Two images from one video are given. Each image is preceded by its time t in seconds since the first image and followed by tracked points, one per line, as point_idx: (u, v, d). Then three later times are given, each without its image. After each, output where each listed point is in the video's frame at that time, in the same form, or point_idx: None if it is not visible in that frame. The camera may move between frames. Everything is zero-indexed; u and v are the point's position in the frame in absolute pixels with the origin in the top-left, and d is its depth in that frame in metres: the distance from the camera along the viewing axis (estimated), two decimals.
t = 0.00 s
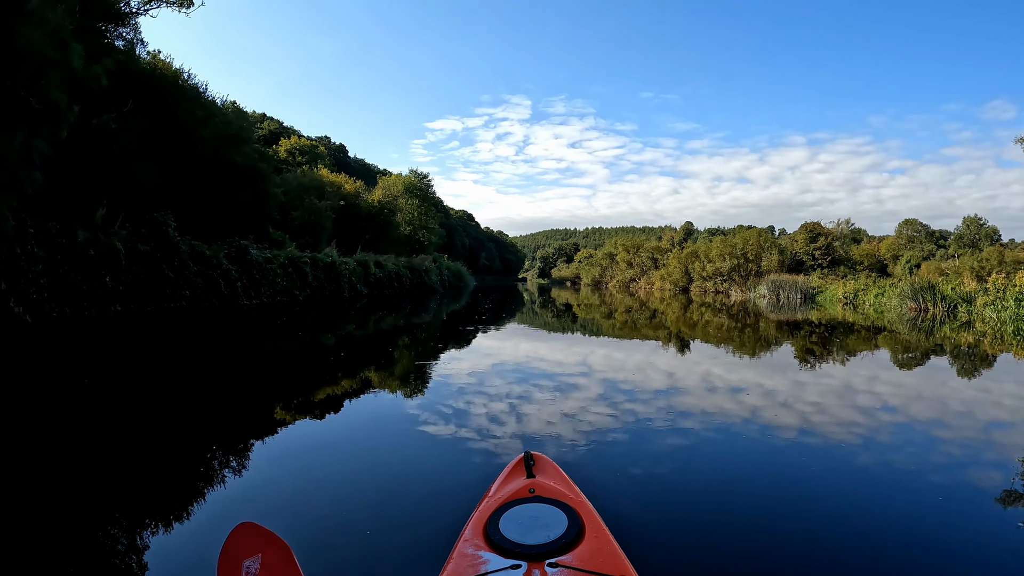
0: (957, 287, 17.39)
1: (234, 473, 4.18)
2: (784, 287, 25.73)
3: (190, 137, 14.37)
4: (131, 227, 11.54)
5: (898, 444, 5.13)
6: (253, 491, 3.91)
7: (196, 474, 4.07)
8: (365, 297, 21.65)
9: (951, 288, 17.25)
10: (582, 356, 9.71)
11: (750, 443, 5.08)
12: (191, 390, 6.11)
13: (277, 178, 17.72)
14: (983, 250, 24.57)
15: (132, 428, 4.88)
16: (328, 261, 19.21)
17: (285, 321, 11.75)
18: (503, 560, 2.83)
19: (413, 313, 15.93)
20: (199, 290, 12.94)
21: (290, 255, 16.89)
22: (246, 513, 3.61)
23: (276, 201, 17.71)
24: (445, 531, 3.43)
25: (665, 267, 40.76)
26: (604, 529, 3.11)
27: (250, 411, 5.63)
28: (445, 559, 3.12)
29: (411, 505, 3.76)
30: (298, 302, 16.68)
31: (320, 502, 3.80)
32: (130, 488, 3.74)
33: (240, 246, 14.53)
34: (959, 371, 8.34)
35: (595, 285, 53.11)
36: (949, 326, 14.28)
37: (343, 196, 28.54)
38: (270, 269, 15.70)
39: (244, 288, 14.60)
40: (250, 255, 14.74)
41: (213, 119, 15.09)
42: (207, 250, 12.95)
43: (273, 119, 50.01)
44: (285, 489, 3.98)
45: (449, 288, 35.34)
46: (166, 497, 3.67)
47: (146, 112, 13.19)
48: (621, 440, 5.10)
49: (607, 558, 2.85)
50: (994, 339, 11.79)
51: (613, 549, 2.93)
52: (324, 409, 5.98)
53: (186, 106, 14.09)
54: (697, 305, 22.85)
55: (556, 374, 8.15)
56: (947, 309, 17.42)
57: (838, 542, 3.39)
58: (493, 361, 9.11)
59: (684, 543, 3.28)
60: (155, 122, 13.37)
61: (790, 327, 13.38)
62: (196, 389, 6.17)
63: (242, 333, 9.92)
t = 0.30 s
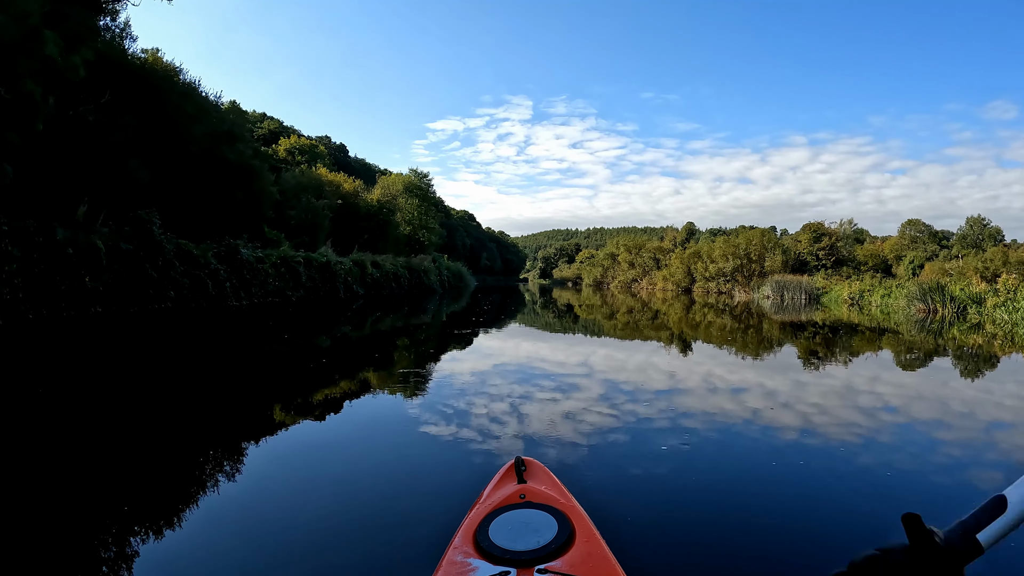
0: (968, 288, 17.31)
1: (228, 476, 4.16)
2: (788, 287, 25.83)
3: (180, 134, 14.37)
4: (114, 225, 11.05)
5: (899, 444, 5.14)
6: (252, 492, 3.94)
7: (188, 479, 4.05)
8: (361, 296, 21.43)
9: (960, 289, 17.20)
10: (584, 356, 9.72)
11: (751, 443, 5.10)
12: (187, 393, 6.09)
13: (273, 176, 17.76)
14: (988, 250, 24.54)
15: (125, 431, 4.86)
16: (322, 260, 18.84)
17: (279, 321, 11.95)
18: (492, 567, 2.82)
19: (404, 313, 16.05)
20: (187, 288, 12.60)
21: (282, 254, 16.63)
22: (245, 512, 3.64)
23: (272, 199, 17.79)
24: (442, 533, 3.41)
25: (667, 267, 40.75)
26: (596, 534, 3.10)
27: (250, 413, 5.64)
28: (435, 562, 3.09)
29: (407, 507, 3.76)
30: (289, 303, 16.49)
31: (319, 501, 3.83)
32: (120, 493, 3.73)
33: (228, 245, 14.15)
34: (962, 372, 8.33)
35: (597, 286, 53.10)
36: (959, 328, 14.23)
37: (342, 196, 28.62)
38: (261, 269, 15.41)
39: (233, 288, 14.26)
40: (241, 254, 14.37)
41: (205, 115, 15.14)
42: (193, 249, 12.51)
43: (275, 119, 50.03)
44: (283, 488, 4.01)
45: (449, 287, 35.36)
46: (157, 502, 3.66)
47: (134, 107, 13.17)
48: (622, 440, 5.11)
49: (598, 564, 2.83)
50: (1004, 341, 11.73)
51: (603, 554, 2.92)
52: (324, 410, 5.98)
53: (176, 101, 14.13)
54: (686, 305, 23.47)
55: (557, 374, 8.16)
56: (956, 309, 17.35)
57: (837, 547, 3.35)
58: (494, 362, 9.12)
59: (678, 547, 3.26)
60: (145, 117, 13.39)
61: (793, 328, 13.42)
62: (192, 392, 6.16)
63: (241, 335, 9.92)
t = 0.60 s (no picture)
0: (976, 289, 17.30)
1: (222, 478, 4.12)
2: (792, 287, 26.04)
3: (171, 130, 14.43)
4: (95, 221, 10.89)
5: (899, 446, 5.12)
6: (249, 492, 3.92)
7: (180, 482, 4.01)
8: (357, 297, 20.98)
9: (969, 290, 17.17)
10: (584, 356, 9.72)
11: (751, 444, 5.09)
12: (182, 395, 6.06)
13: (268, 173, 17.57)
14: (993, 251, 24.42)
15: (115, 433, 4.82)
16: (315, 260, 18.62)
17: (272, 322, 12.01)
18: (484, 559, 2.85)
19: (397, 313, 15.97)
20: (173, 287, 12.38)
21: (275, 252, 16.55)
22: (243, 512, 3.62)
23: (267, 198, 17.71)
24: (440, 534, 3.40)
25: (669, 267, 40.72)
26: (589, 534, 3.11)
27: (249, 415, 5.62)
28: (425, 559, 3.10)
29: (404, 508, 3.73)
30: (281, 302, 16.19)
31: (317, 501, 3.82)
32: (109, 497, 3.68)
33: (217, 244, 13.99)
34: (965, 374, 8.25)
35: (598, 285, 53.11)
36: (967, 330, 14.17)
37: (340, 195, 28.65)
38: (251, 267, 15.27)
39: (221, 288, 14.04)
40: (231, 254, 14.24)
41: (196, 109, 15.06)
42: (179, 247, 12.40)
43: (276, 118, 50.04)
44: (280, 488, 3.99)
45: (447, 287, 35.38)
46: (147, 505, 3.62)
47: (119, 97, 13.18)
48: (622, 440, 5.11)
49: (588, 564, 2.84)
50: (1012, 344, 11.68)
51: (594, 555, 2.92)
52: (322, 410, 5.96)
53: (164, 95, 14.14)
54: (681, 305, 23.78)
55: (557, 374, 8.16)
56: (965, 311, 17.32)
57: (827, 544, 3.38)
58: (495, 361, 9.12)
59: (670, 546, 3.27)
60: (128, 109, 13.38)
61: (797, 328, 13.42)
62: (187, 394, 6.12)
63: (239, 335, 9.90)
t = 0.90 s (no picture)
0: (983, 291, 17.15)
1: (214, 481, 4.04)
2: (796, 288, 25.97)
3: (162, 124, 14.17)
4: (75, 216, 10.48)
5: (898, 447, 5.13)
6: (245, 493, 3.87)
7: (171, 485, 3.93)
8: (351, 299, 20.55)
9: (976, 293, 17.02)
10: (584, 356, 9.72)
11: (751, 445, 5.10)
12: (174, 397, 5.99)
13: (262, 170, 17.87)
14: (995, 253, 24.32)
15: (51, 449, 4.33)
16: (308, 258, 18.42)
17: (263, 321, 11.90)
18: (496, 547, 2.88)
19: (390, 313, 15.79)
20: (157, 286, 11.95)
21: (265, 250, 16.22)
22: (238, 514, 3.56)
23: (261, 194, 17.70)
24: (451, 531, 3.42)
25: (670, 268, 40.69)
26: (599, 528, 3.10)
27: (247, 416, 5.58)
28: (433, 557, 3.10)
29: (401, 508, 3.71)
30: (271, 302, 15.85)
31: (312, 502, 3.78)
32: (95, 500, 3.59)
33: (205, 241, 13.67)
34: (966, 376, 8.23)
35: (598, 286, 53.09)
36: (977, 333, 14.04)
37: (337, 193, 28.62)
38: (240, 266, 14.98)
39: (208, 287, 13.71)
40: (220, 251, 14.05)
41: (187, 104, 14.84)
42: (164, 244, 11.98)
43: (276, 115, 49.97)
44: (275, 490, 3.94)
45: (446, 287, 35.37)
46: (134, 509, 3.54)
47: (113, 92, 12.74)
48: (622, 440, 5.12)
49: (598, 557, 2.85)
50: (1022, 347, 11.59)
51: (605, 549, 2.93)
52: (320, 410, 5.93)
53: (155, 88, 13.90)
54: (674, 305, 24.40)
55: (557, 374, 8.16)
56: (974, 314, 17.10)
57: (829, 541, 3.42)
58: (494, 361, 9.13)
59: (674, 542, 3.31)
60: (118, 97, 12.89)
61: (799, 331, 13.38)
62: (180, 396, 6.05)
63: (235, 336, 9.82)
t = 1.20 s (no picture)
0: (992, 294, 16.99)
1: (204, 485, 3.95)
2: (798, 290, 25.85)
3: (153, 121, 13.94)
4: (53, 212, 10.33)
5: (897, 450, 5.11)
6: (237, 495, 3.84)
7: (159, 489, 3.84)
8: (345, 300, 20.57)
9: (985, 296, 16.85)
10: (583, 357, 9.71)
11: (749, 446, 5.08)
12: (166, 401, 5.93)
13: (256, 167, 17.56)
14: (997, 255, 24.20)
15: (42, 450, 4.25)
16: (302, 257, 18.23)
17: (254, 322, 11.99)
18: (506, 556, 2.86)
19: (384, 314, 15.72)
20: (139, 285, 11.75)
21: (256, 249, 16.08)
22: (231, 516, 3.54)
23: (255, 192, 17.55)
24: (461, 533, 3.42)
25: (670, 269, 40.68)
26: (610, 538, 3.08)
27: (242, 419, 5.54)
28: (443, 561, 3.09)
29: (396, 508, 3.71)
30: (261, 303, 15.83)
31: (307, 503, 3.77)
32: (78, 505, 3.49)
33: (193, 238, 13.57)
34: (967, 379, 8.18)
35: (598, 286, 53.11)
36: (985, 336, 13.89)
37: (335, 191, 28.61)
38: (230, 265, 14.86)
39: (194, 287, 13.60)
40: (209, 250, 13.99)
41: (177, 98, 14.66)
42: (147, 243, 11.87)
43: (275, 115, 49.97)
44: (268, 491, 3.92)
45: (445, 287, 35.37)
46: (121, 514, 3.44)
47: (103, 87, 12.56)
48: (620, 441, 5.11)
49: (609, 566, 2.83)
50: None
51: (615, 559, 2.90)
52: (318, 411, 5.90)
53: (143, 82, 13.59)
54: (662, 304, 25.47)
55: (557, 374, 8.16)
56: (982, 317, 16.89)
57: (835, 543, 3.43)
58: (494, 361, 9.13)
59: (680, 544, 3.31)
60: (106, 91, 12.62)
61: (801, 333, 13.33)
62: (172, 401, 5.99)
63: (229, 338, 9.76)
